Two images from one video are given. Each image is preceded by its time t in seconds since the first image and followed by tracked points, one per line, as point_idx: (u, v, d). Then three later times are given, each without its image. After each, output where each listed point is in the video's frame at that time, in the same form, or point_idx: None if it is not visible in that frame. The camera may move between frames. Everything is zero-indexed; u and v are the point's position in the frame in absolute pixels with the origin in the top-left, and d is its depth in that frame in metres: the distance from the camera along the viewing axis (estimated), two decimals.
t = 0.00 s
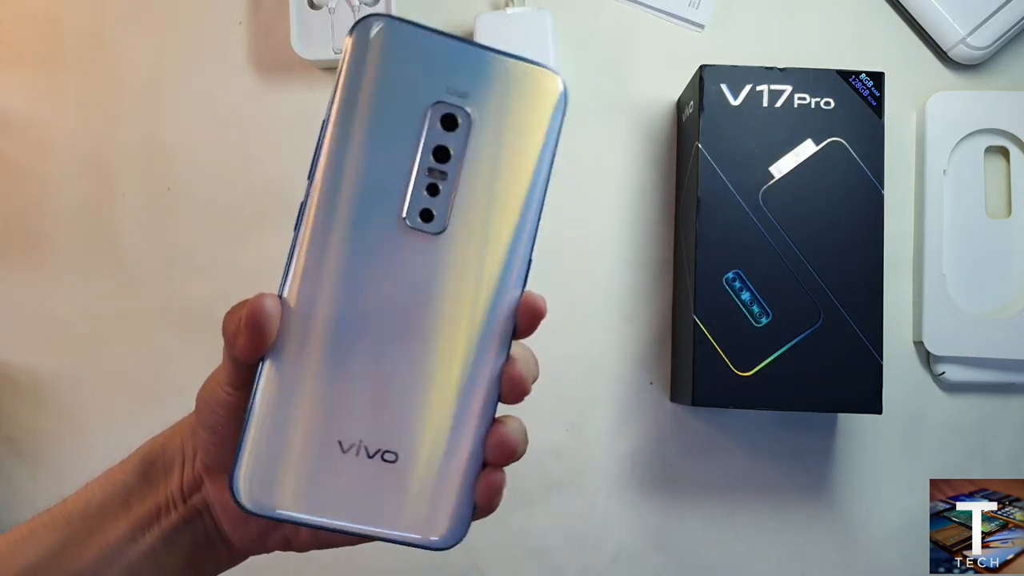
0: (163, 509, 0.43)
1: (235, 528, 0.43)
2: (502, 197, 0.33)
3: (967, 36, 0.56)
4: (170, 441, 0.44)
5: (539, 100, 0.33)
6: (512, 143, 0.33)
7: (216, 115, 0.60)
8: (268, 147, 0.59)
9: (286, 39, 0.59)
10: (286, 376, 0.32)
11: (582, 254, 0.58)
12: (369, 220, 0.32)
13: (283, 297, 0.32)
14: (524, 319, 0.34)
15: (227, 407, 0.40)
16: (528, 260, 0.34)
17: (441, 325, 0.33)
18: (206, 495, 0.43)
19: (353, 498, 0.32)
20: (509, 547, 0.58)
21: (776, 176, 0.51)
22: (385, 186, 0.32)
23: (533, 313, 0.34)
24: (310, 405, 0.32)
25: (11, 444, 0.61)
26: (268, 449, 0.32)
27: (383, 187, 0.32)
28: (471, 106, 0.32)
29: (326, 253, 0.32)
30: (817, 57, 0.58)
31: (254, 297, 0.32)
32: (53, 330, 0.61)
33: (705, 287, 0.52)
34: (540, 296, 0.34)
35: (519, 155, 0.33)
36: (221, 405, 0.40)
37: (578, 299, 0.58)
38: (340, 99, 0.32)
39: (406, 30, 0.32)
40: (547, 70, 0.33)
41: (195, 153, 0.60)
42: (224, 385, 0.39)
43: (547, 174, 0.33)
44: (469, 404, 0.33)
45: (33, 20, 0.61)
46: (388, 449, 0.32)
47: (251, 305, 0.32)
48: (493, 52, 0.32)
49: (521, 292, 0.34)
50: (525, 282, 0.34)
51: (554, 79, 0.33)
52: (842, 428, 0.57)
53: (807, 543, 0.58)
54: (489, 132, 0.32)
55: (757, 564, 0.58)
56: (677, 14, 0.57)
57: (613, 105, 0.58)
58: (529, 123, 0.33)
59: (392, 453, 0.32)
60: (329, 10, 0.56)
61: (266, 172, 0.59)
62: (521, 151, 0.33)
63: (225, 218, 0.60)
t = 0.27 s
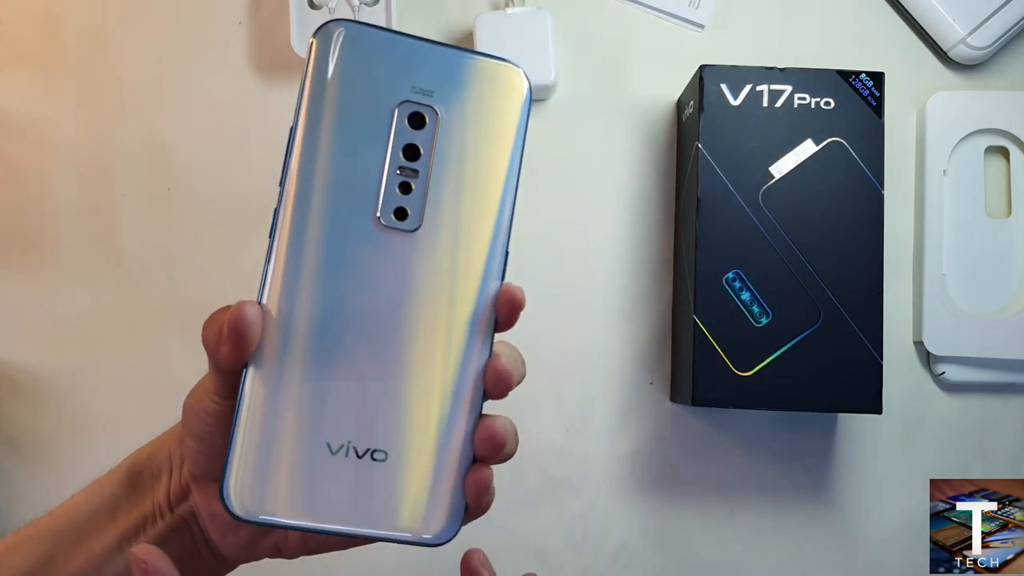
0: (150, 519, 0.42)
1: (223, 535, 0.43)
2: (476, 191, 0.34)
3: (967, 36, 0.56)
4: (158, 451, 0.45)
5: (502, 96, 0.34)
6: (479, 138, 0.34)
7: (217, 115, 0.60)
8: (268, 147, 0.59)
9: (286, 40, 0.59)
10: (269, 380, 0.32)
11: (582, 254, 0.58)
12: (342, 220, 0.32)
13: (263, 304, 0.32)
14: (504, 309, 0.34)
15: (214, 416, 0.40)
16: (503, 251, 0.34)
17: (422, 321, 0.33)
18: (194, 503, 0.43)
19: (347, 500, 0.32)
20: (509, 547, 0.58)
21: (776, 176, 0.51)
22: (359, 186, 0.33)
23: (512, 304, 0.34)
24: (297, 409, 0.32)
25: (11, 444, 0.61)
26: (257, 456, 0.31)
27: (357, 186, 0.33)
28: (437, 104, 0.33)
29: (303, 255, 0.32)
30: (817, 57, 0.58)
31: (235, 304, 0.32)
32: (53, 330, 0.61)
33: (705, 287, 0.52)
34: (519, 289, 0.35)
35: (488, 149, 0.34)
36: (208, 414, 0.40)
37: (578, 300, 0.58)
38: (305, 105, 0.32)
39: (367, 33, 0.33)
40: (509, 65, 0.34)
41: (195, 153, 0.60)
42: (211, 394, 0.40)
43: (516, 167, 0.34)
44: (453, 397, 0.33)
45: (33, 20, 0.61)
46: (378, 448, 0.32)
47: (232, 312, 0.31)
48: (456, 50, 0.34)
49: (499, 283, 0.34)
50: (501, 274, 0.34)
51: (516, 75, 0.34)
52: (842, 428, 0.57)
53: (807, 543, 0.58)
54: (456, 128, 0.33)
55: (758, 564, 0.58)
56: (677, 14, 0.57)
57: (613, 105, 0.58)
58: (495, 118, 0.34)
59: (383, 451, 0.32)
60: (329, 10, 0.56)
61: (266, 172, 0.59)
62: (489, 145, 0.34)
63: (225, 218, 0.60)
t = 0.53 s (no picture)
0: (131, 501, 0.43)
1: (203, 517, 0.43)
2: (485, 197, 0.32)
3: (967, 36, 0.56)
4: (140, 432, 0.45)
5: (533, 103, 0.32)
6: (501, 144, 0.32)
7: (217, 115, 0.60)
8: (268, 147, 0.59)
9: (286, 40, 0.59)
10: (248, 361, 0.32)
11: (582, 254, 0.58)
12: (340, 216, 0.32)
13: (249, 282, 0.32)
14: (499, 320, 0.34)
15: (194, 397, 0.41)
16: (506, 265, 0.33)
17: (413, 324, 0.32)
18: (175, 485, 0.43)
19: (297, 494, 0.31)
20: (509, 547, 0.58)
21: (776, 176, 0.51)
22: (365, 180, 0.32)
23: (510, 316, 0.35)
24: (267, 398, 0.31)
25: (11, 444, 0.61)
26: (217, 436, 0.31)
27: (363, 179, 0.32)
28: (463, 104, 0.31)
29: (301, 243, 0.32)
30: (817, 57, 0.58)
31: (222, 279, 0.32)
32: (53, 330, 0.61)
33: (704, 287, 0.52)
34: (517, 302, 0.35)
35: (505, 158, 0.32)
36: (189, 395, 0.41)
37: (578, 300, 0.58)
38: (329, 85, 0.31)
39: (402, 19, 0.31)
40: (549, 75, 0.32)
41: (195, 153, 0.60)
42: (192, 373, 0.40)
43: (535, 181, 0.32)
44: (432, 407, 0.32)
45: (33, 20, 0.61)
46: (339, 448, 0.31)
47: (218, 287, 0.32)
48: (494, 51, 0.32)
49: (496, 296, 0.33)
50: (501, 286, 0.33)
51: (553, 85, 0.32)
52: (842, 428, 0.57)
53: (807, 543, 0.58)
54: (479, 131, 0.32)
55: (757, 564, 0.58)
56: (677, 14, 0.57)
57: (613, 105, 0.58)
58: (521, 125, 0.32)
59: (343, 452, 0.31)
60: (329, 10, 0.56)
61: (266, 172, 0.59)
62: (507, 154, 0.32)
63: (225, 218, 0.60)
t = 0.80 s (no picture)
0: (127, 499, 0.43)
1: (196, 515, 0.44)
2: (492, 191, 0.36)
3: (967, 36, 0.56)
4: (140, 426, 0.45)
5: (545, 100, 0.36)
6: (502, 136, 0.36)
7: (217, 115, 0.60)
8: (268, 147, 0.59)
9: (285, 39, 0.59)
10: (249, 338, 0.36)
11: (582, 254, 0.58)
12: (349, 204, 0.36)
13: (250, 276, 0.36)
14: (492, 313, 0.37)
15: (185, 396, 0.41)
16: (510, 252, 0.37)
17: (415, 296, 0.36)
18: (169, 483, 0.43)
19: (300, 447, 0.36)
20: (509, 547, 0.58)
21: (776, 176, 0.51)
22: (376, 167, 0.36)
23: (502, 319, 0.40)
24: (278, 363, 0.36)
25: (11, 444, 0.61)
26: (229, 393, 0.36)
27: (370, 167, 0.36)
28: (468, 101, 0.36)
29: (314, 219, 0.36)
30: (817, 57, 0.58)
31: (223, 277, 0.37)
32: (53, 330, 0.61)
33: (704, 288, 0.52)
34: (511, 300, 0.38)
35: (502, 154, 0.36)
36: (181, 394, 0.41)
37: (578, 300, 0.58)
38: (336, 80, 0.35)
39: (418, 16, 0.35)
40: (558, 73, 0.36)
41: (195, 153, 0.60)
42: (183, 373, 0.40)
43: (546, 169, 0.36)
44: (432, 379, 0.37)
45: (33, 20, 0.61)
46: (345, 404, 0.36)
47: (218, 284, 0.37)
48: (508, 50, 0.36)
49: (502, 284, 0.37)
50: (508, 279, 0.37)
51: (563, 84, 0.36)
52: (842, 428, 0.57)
53: (807, 544, 0.58)
54: (483, 124, 0.36)
55: (757, 564, 0.58)
56: (677, 14, 0.57)
57: (613, 105, 0.58)
58: (519, 122, 0.36)
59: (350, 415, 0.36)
60: (329, 10, 0.56)
61: (266, 172, 0.59)
62: (505, 151, 0.36)
63: (225, 218, 0.60)
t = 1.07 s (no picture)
0: (129, 502, 0.42)
1: (200, 519, 0.43)
2: (490, 210, 0.32)
3: (967, 36, 0.56)
4: (138, 430, 0.44)
5: (542, 117, 0.32)
6: (509, 155, 0.32)
7: (216, 115, 0.60)
8: (268, 147, 0.59)
9: (285, 39, 0.59)
10: (248, 364, 0.31)
11: (582, 253, 0.58)
12: (349, 221, 0.31)
13: (255, 282, 0.31)
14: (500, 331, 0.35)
15: (193, 395, 0.40)
16: (510, 278, 0.32)
17: (414, 332, 0.32)
18: (174, 486, 0.42)
19: (295, 491, 0.31)
20: (508, 546, 0.58)
21: (776, 176, 0.51)
22: (371, 187, 0.31)
23: (510, 329, 0.35)
24: (268, 396, 0.31)
25: (11, 444, 0.61)
26: (213, 433, 0.31)
27: (371, 183, 0.31)
28: (473, 115, 0.31)
29: (309, 243, 0.31)
30: (817, 57, 0.58)
31: (228, 282, 0.31)
32: (53, 329, 0.61)
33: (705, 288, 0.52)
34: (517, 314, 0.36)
35: (512, 167, 0.32)
36: (188, 393, 0.40)
37: (578, 300, 0.58)
38: (342, 89, 0.31)
39: (414, 27, 0.31)
40: (558, 88, 0.32)
41: (195, 153, 0.60)
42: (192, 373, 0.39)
43: (546, 190, 0.32)
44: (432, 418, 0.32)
45: (32, 20, 0.61)
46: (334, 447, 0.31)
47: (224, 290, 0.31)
48: (508, 64, 0.31)
49: (500, 306, 0.32)
50: (502, 299, 0.32)
51: (563, 98, 0.32)
52: (842, 428, 0.57)
53: (807, 544, 0.58)
54: (489, 138, 0.31)
55: (757, 564, 0.58)
56: (677, 14, 0.57)
57: (613, 105, 0.58)
58: (528, 137, 0.32)
59: (342, 455, 0.31)
60: (329, 10, 0.56)
61: (266, 171, 0.59)
62: (515, 164, 0.32)
63: (225, 218, 0.60)
